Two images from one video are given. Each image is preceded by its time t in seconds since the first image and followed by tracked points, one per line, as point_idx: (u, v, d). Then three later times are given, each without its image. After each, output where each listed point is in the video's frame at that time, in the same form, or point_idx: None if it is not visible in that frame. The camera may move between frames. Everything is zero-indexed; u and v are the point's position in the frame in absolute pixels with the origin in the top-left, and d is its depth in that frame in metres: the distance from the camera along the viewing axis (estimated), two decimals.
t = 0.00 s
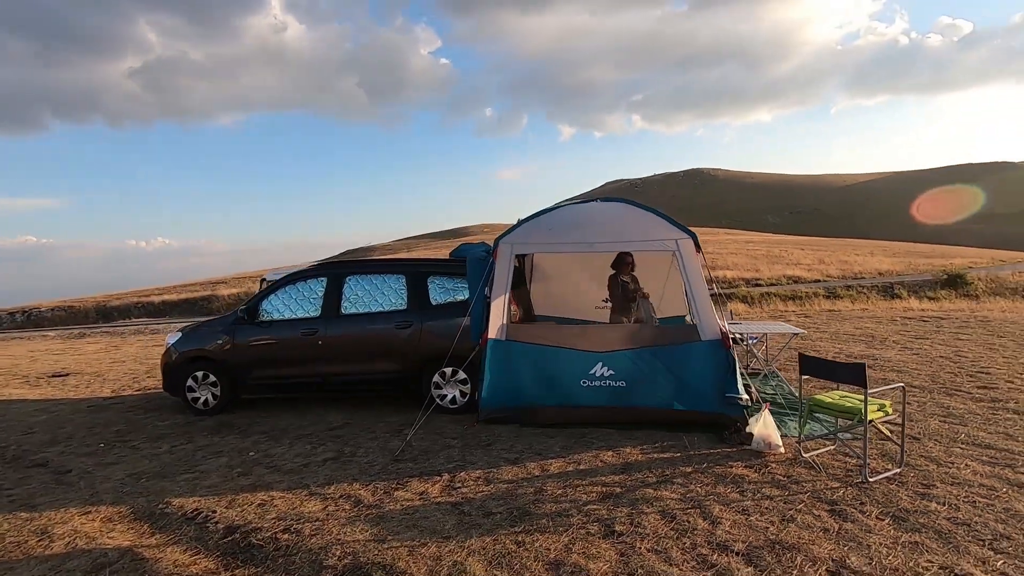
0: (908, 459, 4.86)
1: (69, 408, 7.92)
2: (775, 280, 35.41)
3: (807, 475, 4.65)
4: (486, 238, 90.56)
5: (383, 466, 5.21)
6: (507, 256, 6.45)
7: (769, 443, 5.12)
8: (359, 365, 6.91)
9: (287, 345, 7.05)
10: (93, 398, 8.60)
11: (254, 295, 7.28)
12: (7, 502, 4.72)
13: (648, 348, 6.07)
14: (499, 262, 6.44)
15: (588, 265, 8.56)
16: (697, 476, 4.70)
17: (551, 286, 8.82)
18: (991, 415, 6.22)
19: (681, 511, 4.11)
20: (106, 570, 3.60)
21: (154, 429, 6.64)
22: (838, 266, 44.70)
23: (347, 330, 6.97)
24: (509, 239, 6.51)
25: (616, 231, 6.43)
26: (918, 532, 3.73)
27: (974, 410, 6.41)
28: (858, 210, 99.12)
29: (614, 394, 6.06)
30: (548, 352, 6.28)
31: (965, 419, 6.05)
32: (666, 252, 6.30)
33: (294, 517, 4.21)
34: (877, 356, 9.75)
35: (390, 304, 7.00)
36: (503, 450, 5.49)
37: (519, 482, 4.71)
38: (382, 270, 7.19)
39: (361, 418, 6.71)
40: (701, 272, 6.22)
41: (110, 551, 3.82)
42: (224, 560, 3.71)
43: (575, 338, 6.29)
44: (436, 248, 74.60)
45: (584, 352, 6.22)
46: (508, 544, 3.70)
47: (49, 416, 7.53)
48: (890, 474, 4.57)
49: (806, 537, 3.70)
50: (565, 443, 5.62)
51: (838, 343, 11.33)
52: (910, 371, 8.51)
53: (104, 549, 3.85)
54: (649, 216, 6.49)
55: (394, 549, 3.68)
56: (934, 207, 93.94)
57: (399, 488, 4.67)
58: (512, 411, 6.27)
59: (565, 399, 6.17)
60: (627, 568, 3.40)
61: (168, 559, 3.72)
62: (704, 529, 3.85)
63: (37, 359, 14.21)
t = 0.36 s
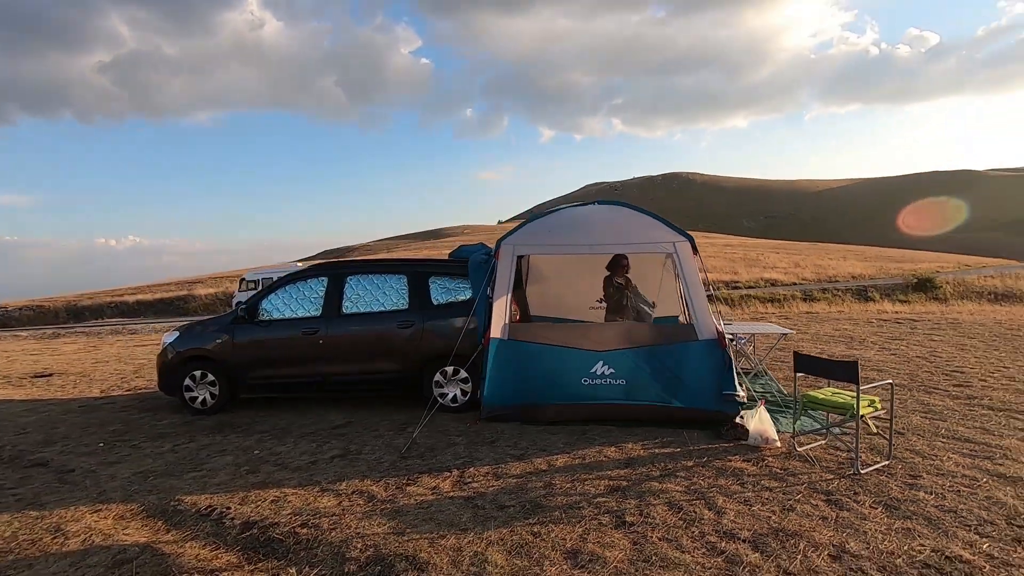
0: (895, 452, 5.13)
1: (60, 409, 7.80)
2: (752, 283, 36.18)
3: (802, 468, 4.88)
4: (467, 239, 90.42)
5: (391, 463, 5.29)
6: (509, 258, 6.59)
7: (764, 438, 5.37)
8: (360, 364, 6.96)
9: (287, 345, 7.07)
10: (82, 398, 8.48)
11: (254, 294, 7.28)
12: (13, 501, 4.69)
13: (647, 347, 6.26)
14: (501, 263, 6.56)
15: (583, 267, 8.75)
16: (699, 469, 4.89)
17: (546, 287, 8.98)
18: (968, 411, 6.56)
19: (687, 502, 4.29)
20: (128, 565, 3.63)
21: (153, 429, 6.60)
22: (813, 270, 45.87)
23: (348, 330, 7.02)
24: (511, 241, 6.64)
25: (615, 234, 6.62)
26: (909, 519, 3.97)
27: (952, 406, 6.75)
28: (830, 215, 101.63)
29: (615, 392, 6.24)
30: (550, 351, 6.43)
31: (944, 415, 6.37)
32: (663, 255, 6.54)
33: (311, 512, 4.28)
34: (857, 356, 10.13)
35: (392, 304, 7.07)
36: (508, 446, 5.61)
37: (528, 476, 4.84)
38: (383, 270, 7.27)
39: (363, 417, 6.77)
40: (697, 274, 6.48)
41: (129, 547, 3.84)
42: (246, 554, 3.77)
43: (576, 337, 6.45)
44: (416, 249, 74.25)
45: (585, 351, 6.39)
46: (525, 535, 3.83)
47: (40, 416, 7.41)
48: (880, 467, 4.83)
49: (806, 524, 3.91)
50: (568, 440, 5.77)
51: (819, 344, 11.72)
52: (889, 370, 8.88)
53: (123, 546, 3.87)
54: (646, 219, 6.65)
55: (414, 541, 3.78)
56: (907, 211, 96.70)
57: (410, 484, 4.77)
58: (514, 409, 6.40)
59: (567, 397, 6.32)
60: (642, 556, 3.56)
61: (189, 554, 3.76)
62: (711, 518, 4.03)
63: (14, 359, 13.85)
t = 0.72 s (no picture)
0: (891, 449, 5.36)
1: (57, 410, 7.71)
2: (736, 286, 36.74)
3: (805, 465, 5.07)
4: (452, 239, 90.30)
5: (405, 462, 5.37)
6: (516, 260, 6.71)
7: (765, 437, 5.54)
8: (367, 365, 7.02)
9: (293, 346, 7.09)
10: (78, 399, 8.38)
11: (259, 295, 7.30)
12: (27, 501, 4.67)
13: (652, 348, 6.43)
14: (508, 266, 6.68)
15: (583, 269, 8.89)
16: (706, 466, 5.05)
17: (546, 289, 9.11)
18: (955, 410, 6.85)
19: (698, 497, 4.45)
20: (157, 563, 3.67)
21: (158, 430, 6.58)
22: (795, 273, 46.74)
23: (355, 331, 7.07)
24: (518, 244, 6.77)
25: (620, 238, 6.75)
26: (910, 511, 4.18)
27: (939, 406, 7.03)
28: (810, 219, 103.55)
29: (621, 392, 6.39)
30: (557, 352, 6.56)
31: (933, 414, 6.64)
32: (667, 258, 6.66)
33: (332, 511, 4.35)
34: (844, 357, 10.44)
35: (398, 305, 7.15)
36: (519, 446, 5.73)
37: (542, 474, 4.96)
38: (389, 272, 7.34)
39: (370, 417, 6.83)
40: (700, 277, 6.62)
41: (155, 546, 3.88)
42: (273, 551, 3.83)
43: (582, 338, 6.59)
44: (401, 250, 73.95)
45: (591, 352, 6.53)
46: (547, 531, 3.96)
47: (39, 417, 7.34)
48: (878, 463, 5.04)
49: (814, 518, 4.09)
50: (576, 439, 5.91)
51: (807, 345, 12.03)
52: (877, 371, 9.18)
53: (148, 545, 3.90)
54: (650, 223, 6.79)
55: (440, 538, 3.87)
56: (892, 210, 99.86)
57: (427, 482, 4.86)
58: (521, 409, 6.51)
59: (573, 397, 6.46)
60: (662, 548, 3.71)
61: (216, 552, 3.81)
62: (723, 512, 4.19)
63: None
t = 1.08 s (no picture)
0: (889, 448, 5.56)
1: (50, 419, 7.54)
2: (718, 292, 37.32)
3: (810, 464, 5.24)
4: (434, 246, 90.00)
5: (418, 466, 5.40)
6: (521, 266, 6.81)
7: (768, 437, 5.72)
8: (372, 371, 7.02)
9: (296, 351, 7.05)
10: (70, 408, 8.20)
11: (262, 301, 7.25)
12: (37, 511, 4.59)
13: (656, 352, 6.56)
14: (514, 271, 6.78)
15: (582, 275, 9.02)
16: (716, 466, 5.18)
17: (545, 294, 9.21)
18: (943, 410, 7.11)
19: (713, 496, 4.57)
20: (183, 570, 3.65)
21: (160, 438, 6.49)
22: (773, 279, 47.71)
23: (360, 336, 7.08)
24: (523, 249, 6.87)
25: (623, 243, 6.89)
26: (914, 506, 4.35)
27: (929, 406, 7.29)
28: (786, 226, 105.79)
29: (626, 395, 6.50)
30: (563, 357, 6.65)
31: (924, 414, 6.90)
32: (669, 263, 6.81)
33: (353, 515, 4.36)
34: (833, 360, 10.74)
35: (403, 310, 7.18)
36: (529, 449, 5.80)
37: (557, 476, 5.04)
38: (393, 277, 7.36)
39: (376, 422, 6.83)
40: (702, 282, 6.78)
41: (179, 553, 3.85)
42: (299, 556, 3.84)
43: (588, 342, 6.70)
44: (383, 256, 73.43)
45: (597, 357, 6.63)
46: (570, 531, 4.03)
47: (32, 427, 7.16)
48: (880, 461, 5.23)
49: (826, 514, 4.24)
50: (585, 441, 6.00)
51: (794, 349, 12.34)
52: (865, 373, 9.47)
53: (171, 552, 3.88)
54: (652, 230, 6.93)
55: (466, 539, 3.92)
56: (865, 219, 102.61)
57: (444, 486, 4.90)
58: (528, 413, 6.59)
59: (579, 401, 6.55)
60: (685, 545, 3.81)
61: (242, 558, 3.80)
62: (738, 510, 4.32)
63: None
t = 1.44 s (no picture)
0: (879, 444, 5.81)
1: (40, 426, 7.37)
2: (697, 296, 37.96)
3: (806, 461, 5.45)
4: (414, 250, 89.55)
5: (426, 468, 5.46)
6: (522, 270, 6.94)
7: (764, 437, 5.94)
8: (374, 375, 7.05)
9: (297, 356, 7.04)
10: (58, 415, 8.03)
11: (262, 305, 7.23)
12: (43, 517, 4.52)
13: (655, 354, 6.74)
14: (516, 276, 6.90)
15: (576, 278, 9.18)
16: (717, 464, 5.36)
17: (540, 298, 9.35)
18: (925, 408, 7.44)
19: (718, 492, 4.74)
20: (206, 573, 3.66)
21: (159, 443, 6.42)
22: (750, 284, 48.68)
23: (361, 340, 7.10)
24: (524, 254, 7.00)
25: (621, 249, 7.04)
26: (908, 499, 4.58)
27: (911, 405, 7.61)
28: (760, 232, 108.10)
29: (626, 397, 6.66)
30: (565, 360, 6.78)
31: (908, 412, 7.20)
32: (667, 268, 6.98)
33: (369, 516, 4.41)
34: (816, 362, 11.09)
35: (404, 314, 7.23)
36: (534, 450, 5.90)
37: (565, 476, 5.15)
38: (394, 281, 7.41)
39: (378, 426, 6.86)
40: (698, 286, 6.97)
41: (199, 556, 3.86)
42: (321, 557, 3.87)
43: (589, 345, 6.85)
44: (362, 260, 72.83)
45: (597, 359, 6.78)
46: (585, 527, 4.15)
47: (22, 434, 7.00)
48: (871, 458, 5.47)
49: (826, 507, 4.44)
50: (588, 442, 6.13)
51: (778, 351, 12.69)
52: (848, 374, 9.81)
53: (191, 556, 3.88)
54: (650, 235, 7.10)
55: (485, 537, 4.00)
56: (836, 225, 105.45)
57: (455, 486, 4.97)
58: (530, 415, 6.70)
59: (580, 403, 6.69)
60: (697, 539, 3.96)
61: (263, 560, 3.82)
62: (744, 505, 4.49)
63: None
